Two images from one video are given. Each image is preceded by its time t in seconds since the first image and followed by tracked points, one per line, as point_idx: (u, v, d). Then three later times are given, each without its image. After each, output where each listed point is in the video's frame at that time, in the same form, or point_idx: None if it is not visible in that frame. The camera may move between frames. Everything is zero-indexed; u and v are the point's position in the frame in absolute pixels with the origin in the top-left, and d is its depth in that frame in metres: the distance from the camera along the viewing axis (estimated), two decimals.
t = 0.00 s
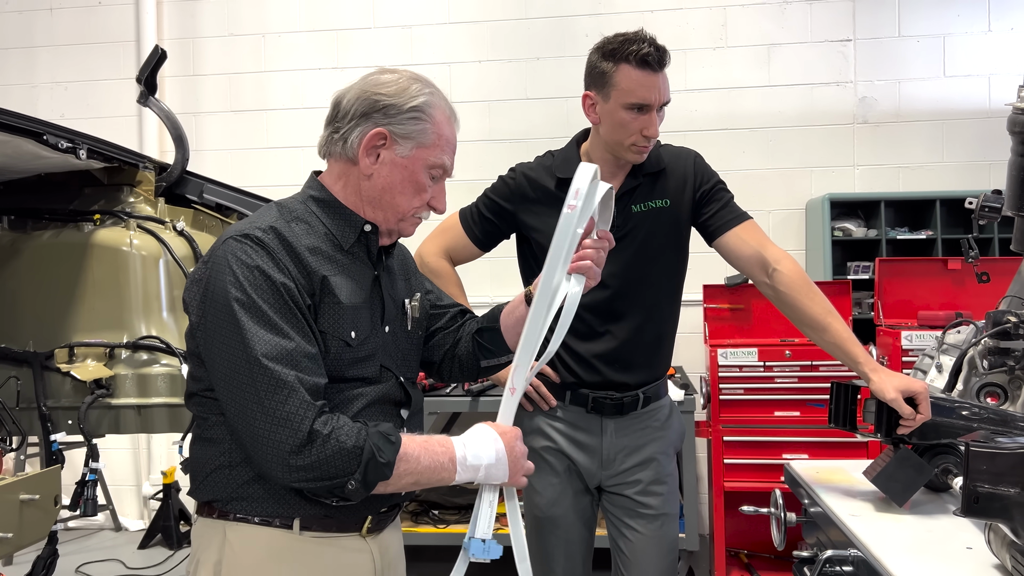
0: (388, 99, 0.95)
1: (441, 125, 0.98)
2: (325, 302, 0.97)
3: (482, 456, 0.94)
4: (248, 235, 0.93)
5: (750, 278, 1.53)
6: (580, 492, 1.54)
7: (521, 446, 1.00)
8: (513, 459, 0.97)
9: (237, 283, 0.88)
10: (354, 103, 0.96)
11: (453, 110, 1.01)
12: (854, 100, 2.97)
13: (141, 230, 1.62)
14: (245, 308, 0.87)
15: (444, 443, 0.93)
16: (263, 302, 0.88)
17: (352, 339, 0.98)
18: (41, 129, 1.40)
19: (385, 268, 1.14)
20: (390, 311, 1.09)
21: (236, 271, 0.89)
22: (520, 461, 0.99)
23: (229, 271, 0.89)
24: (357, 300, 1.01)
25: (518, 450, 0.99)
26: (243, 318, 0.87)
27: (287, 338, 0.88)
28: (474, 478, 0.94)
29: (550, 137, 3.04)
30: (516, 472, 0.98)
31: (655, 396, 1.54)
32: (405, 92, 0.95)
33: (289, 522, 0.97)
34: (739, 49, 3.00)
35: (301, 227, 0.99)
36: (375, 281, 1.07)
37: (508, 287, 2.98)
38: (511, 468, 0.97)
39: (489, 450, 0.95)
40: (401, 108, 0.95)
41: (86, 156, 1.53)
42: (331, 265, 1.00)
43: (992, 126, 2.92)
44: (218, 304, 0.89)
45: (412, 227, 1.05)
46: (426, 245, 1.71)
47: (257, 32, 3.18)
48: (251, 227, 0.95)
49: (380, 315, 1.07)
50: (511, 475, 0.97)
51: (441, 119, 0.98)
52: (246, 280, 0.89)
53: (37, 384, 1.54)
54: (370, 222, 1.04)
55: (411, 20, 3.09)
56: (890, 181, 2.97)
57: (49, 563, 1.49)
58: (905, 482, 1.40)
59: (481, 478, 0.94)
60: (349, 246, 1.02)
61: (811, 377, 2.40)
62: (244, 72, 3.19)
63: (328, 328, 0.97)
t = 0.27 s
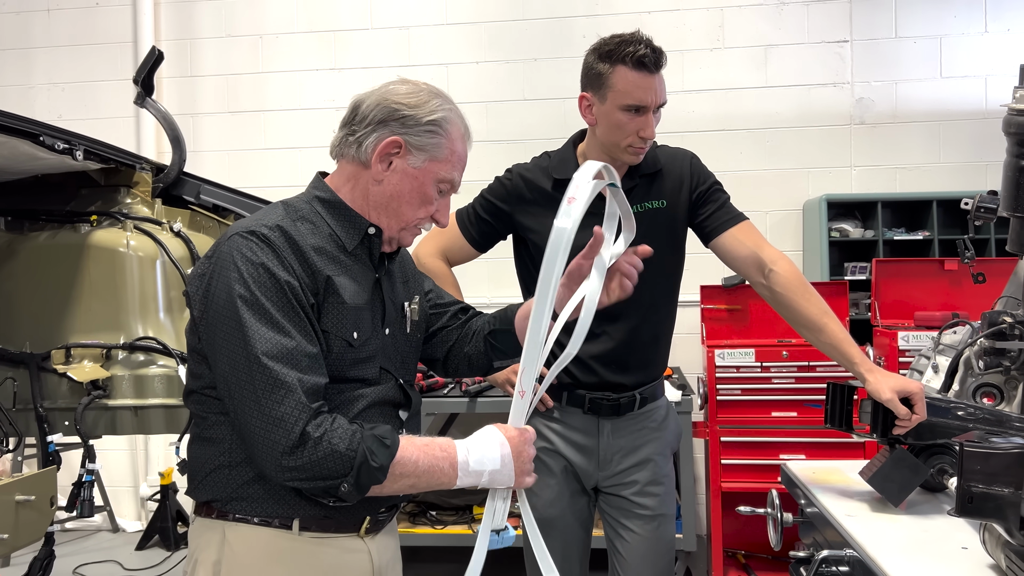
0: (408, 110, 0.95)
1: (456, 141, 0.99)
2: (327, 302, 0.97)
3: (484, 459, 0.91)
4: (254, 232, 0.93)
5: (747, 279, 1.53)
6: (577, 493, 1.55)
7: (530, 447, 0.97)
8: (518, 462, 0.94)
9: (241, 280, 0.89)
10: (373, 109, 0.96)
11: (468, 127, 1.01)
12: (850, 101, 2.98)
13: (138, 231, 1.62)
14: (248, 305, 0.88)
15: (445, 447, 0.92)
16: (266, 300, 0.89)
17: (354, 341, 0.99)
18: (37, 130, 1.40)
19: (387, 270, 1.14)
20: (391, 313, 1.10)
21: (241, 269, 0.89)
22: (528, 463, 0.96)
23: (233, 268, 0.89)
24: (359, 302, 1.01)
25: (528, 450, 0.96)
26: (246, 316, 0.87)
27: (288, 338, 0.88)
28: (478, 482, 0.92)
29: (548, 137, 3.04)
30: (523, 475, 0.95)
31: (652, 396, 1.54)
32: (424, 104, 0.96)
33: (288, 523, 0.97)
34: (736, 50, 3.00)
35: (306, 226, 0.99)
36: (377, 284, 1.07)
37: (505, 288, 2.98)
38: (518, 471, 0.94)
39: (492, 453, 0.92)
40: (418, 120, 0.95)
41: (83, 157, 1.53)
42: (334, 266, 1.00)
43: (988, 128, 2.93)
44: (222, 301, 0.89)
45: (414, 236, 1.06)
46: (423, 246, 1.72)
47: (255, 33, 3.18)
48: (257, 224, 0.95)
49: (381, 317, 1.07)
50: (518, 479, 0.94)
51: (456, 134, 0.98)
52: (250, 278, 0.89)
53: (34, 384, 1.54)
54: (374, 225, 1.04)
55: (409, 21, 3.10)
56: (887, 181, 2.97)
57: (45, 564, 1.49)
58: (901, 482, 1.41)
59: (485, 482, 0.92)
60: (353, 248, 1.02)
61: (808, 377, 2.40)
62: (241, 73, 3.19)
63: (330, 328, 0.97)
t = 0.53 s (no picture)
0: (415, 115, 0.96)
1: (462, 149, 0.99)
2: (331, 300, 0.97)
3: (494, 441, 0.90)
4: (260, 229, 0.94)
5: (743, 280, 1.53)
6: (574, 493, 1.55)
7: (545, 428, 0.95)
8: (532, 441, 0.93)
9: (248, 275, 0.89)
10: (381, 113, 0.97)
11: (475, 136, 1.02)
12: (848, 102, 2.98)
13: (135, 232, 1.62)
14: (254, 298, 0.88)
15: (454, 431, 0.91)
16: (272, 294, 0.89)
17: (356, 341, 0.99)
18: (34, 132, 1.40)
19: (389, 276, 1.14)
20: (393, 316, 1.10)
21: (248, 263, 0.90)
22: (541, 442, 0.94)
23: (240, 263, 0.90)
24: (362, 303, 1.01)
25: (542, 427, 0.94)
26: (251, 309, 0.87)
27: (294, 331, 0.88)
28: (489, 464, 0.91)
29: (546, 138, 3.04)
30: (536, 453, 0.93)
31: (649, 397, 1.54)
32: (431, 110, 0.97)
33: (283, 525, 0.97)
34: (733, 50, 3.01)
35: (311, 226, 1.00)
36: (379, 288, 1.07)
37: (503, 289, 2.99)
38: (531, 451, 0.93)
39: (502, 436, 0.90)
40: (425, 125, 0.96)
41: (80, 158, 1.53)
42: (338, 266, 1.00)
43: (987, 128, 2.93)
44: (228, 294, 0.90)
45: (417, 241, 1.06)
46: (420, 249, 1.72)
47: (254, 34, 3.18)
48: (263, 222, 0.95)
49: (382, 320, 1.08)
50: (532, 458, 0.93)
51: (462, 141, 0.99)
52: (257, 272, 0.89)
53: (31, 386, 1.54)
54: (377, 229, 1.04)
55: (408, 22, 3.10)
56: (885, 182, 2.98)
57: (42, 565, 1.49)
58: (897, 483, 1.41)
59: (496, 464, 0.91)
60: (356, 251, 1.02)
61: (806, 378, 2.41)
62: (239, 74, 3.19)
63: (333, 327, 0.97)
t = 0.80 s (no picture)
0: (419, 116, 0.96)
1: (465, 150, 0.99)
2: (331, 294, 0.98)
3: (496, 389, 0.87)
4: (263, 221, 0.95)
5: (741, 280, 1.53)
6: (572, 494, 1.55)
7: (550, 370, 0.91)
8: (536, 384, 0.90)
9: (248, 261, 0.90)
10: (385, 115, 0.98)
11: (478, 139, 1.02)
12: (846, 102, 2.98)
13: (134, 233, 1.63)
14: (254, 282, 0.88)
15: (453, 384, 0.88)
16: (272, 279, 0.89)
17: (355, 337, 0.99)
18: (33, 132, 1.41)
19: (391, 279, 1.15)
20: (393, 318, 1.10)
21: (250, 250, 0.91)
22: (547, 384, 0.91)
23: (242, 250, 0.91)
24: (362, 301, 1.01)
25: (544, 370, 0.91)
26: (250, 292, 0.87)
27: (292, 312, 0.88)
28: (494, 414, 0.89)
29: (544, 138, 3.05)
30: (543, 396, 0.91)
31: (646, 398, 1.54)
32: (434, 111, 0.97)
33: (280, 525, 0.98)
34: (731, 51, 3.01)
35: (314, 224, 1.01)
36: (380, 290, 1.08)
37: (502, 289, 2.99)
38: (536, 396, 0.90)
39: (503, 383, 0.87)
40: (429, 126, 0.96)
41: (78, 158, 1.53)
42: (339, 264, 1.00)
43: (986, 128, 2.94)
44: (228, 278, 0.90)
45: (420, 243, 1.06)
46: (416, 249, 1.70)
47: (253, 34, 3.19)
48: (266, 216, 0.97)
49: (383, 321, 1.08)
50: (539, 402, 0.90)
51: (465, 143, 0.99)
52: (257, 258, 0.90)
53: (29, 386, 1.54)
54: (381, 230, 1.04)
55: (407, 22, 3.10)
56: (883, 183, 2.98)
57: (40, 566, 1.49)
58: (895, 483, 1.42)
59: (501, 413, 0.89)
60: (358, 251, 1.03)
61: (804, 378, 2.41)
62: (238, 74, 3.20)
63: (332, 322, 0.98)
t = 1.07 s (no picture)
0: (427, 119, 0.96)
1: (473, 155, 0.99)
2: (328, 286, 0.98)
3: (479, 321, 0.80)
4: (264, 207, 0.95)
5: (741, 280, 1.54)
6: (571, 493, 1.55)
7: (535, 296, 0.79)
8: (523, 312, 0.80)
9: (246, 238, 0.89)
10: (395, 119, 0.98)
11: (486, 143, 1.02)
12: (847, 102, 2.98)
13: (134, 232, 1.63)
14: (250, 256, 0.88)
15: (438, 322, 0.82)
16: (269, 256, 0.89)
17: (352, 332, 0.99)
18: (33, 131, 1.41)
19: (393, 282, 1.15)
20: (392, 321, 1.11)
21: (249, 231, 0.91)
22: (534, 310, 0.80)
23: (241, 230, 0.91)
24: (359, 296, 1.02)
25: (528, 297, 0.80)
26: (246, 265, 0.87)
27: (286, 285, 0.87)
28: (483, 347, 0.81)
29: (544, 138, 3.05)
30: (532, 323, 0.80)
31: (646, 397, 1.54)
32: (442, 115, 0.97)
33: (272, 524, 0.98)
34: (731, 50, 3.01)
35: (318, 218, 1.01)
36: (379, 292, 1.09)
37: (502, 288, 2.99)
38: (523, 323, 0.80)
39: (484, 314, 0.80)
40: (437, 129, 0.96)
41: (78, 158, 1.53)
42: (339, 257, 1.01)
43: (986, 128, 2.94)
44: (223, 256, 0.90)
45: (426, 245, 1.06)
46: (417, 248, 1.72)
47: (253, 34, 3.19)
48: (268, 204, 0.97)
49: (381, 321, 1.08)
50: (528, 329, 0.80)
51: (474, 147, 0.99)
52: (256, 236, 0.90)
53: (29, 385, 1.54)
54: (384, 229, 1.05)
55: (407, 22, 3.10)
56: (884, 182, 2.98)
57: (40, 565, 1.49)
58: (894, 482, 1.42)
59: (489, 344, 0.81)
60: (361, 248, 1.03)
61: (803, 378, 2.41)
62: (238, 74, 3.20)
63: (328, 314, 0.97)
